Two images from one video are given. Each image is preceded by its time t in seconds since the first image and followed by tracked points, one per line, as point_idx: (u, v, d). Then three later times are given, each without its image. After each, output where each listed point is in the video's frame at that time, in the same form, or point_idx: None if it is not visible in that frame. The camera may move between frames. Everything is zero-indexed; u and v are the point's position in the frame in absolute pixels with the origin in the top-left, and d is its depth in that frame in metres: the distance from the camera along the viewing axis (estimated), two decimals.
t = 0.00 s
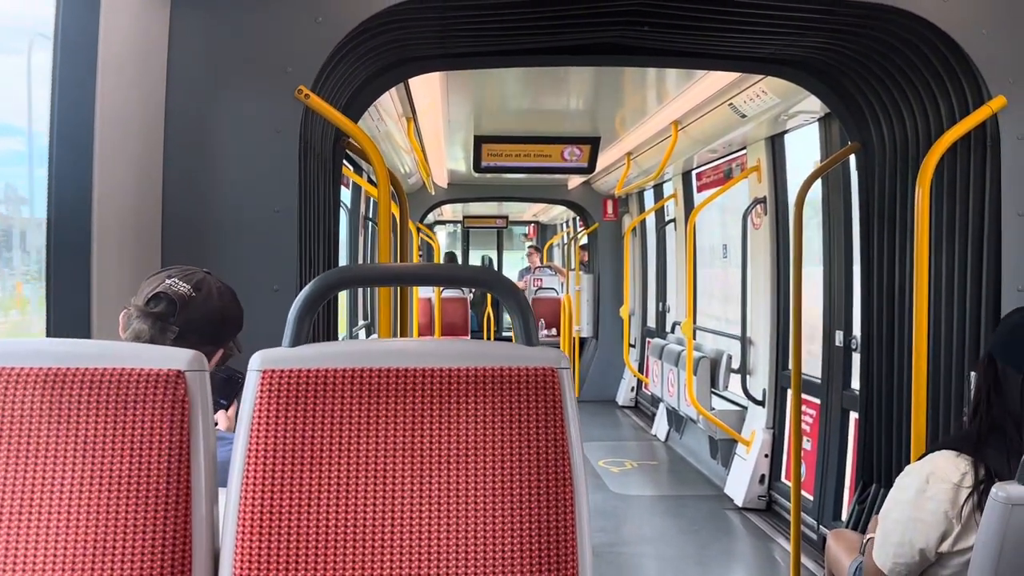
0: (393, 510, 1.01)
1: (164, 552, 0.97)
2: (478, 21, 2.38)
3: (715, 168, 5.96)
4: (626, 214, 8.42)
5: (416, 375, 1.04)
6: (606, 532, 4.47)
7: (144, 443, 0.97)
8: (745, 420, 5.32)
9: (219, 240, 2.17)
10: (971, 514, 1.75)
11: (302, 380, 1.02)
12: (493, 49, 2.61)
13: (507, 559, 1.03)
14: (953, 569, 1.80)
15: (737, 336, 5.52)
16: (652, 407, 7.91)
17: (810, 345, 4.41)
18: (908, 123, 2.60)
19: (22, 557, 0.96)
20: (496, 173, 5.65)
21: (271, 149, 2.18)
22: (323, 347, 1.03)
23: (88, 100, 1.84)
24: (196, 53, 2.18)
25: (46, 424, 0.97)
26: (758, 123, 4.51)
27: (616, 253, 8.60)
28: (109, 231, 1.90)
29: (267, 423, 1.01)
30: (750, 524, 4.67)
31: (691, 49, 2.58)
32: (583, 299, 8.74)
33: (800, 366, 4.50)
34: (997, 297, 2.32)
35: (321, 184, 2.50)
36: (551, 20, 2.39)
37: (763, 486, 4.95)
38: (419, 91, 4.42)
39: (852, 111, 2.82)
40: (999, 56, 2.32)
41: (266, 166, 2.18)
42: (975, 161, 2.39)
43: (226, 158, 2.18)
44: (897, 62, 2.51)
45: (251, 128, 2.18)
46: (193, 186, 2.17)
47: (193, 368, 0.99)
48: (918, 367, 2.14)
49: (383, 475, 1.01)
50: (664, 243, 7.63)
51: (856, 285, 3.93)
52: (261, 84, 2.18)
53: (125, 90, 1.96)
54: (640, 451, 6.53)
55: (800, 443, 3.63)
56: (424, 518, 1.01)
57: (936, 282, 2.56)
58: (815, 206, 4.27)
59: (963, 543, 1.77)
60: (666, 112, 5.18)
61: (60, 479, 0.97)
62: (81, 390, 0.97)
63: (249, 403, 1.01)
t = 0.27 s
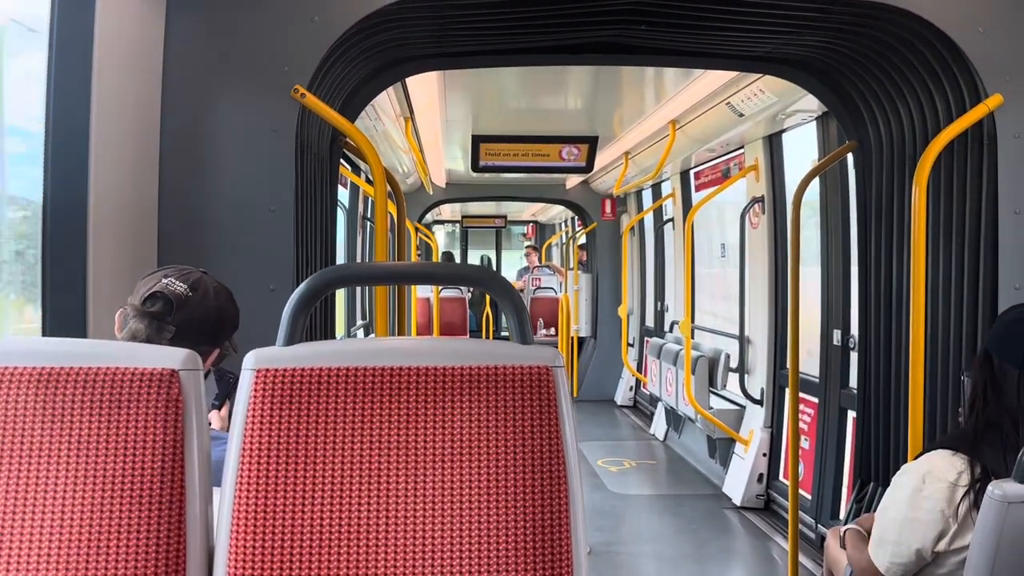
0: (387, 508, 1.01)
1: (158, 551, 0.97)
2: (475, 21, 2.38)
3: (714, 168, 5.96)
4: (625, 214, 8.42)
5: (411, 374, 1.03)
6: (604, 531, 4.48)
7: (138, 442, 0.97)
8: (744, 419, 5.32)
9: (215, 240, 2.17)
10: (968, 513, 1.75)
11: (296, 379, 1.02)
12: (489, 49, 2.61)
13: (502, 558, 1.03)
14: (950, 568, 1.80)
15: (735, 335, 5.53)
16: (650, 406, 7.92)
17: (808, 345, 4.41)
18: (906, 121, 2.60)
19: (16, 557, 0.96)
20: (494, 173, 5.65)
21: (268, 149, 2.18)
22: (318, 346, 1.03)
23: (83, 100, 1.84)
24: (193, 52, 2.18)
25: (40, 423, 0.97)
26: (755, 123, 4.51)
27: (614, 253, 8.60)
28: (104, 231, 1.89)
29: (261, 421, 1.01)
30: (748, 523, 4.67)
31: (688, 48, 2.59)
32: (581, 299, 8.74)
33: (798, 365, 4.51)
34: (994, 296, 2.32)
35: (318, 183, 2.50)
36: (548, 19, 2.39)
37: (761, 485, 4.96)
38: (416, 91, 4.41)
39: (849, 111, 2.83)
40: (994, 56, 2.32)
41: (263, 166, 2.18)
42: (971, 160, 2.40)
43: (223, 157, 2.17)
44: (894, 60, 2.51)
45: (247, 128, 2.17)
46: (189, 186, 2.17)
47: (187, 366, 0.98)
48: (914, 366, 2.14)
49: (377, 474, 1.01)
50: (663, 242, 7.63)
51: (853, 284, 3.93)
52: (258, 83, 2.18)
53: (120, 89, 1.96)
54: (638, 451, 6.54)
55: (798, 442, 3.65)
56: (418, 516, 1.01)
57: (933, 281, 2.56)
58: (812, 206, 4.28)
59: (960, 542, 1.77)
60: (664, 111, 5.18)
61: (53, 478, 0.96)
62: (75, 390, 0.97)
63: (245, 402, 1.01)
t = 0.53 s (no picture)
0: (389, 507, 1.01)
1: (161, 550, 0.97)
2: (474, 20, 2.38)
3: (713, 167, 5.96)
4: (624, 213, 8.41)
5: (413, 373, 1.03)
6: (605, 530, 4.48)
7: (141, 441, 0.97)
8: (744, 418, 5.32)
9: (216, 240, 2.17)
10: (967, 512, 1.75)
11: (299, 379, 1.02)
12: (488, 48, 2.61)
13: (504, 558, 1.03)
14: (950, 566, 1.80)
15: (735, 334, 5.53)
16: (651, 405, 7.92)
17: (808, 343, 4.41)
18: (905, 119, 2.60)
19: (18, 556, 0.96)
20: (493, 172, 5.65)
21: (268, 148, 2.18)
22: (320, 345, 1.03)
23: (83, 101, 1.84)
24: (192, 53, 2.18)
25: (42, 422, 0.97)
26: (754, 121, 4.51)
27: (614, 252, 8.60)
28: (105, 231, 1.89)
29: (263, 421, 1.01)
30: (749, 522, 4.67)
31: (688, 47, 2.59)
32: (581, 298, 8.74)
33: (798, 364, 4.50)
34: (994, 294, 2.32)
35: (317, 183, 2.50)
36: (548, 18, 2.38)
37: (762, 483, 4.96)
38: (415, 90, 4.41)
39: (848, 109, 2.83)
40: (994, 53, 2.32)
41: (263, 166, 2.18)
42: (971, 158, 2.40)
43: (223, 157, 2.17)
44: (894, 58, 2.51)
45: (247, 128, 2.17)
46: (190, 186, 2.17)
47: (189, 366, 0.98)
48: (915, 364, 2.15)
49: (380, 473, 1.01)
50: (662, 241, 7.63)
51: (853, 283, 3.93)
52: (258, 83, 2.18)
53: (120, 90, 1.96)
54: (638, 449, 6.54)
55: (798, 440, 3.65)
56: (421, 516, 1.01)
57: (933, 279, 2.56)
58: (812, 204, 4.27)
59: (961, 540, 1.77)
60: (663, 110, 5.18)
61: (56, 478, 0.96)
62: (77, 389, 0.97)
63: (247, 401, 1.01)
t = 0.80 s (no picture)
0: (392, 507, 1.01)
1: (164, 550, 0.97)
2: (475, 19, 2.38)
3: (713, 166, 5.96)
4: (625, 212, 8.42)
5: (415, 373, 1.04)
6: (606, 530, 4.48)
7: (143, 441, 0.97)
8: (744, 417, 5.32)
9: (218, 240, 2.17)
10: (968, 510, 1.75)
11: (302, 379, 1.02)
12: (489, 48, 2.60)
13: (506, 558, 1.03)
14: (952, 565, 1.80)
15: (735, 333, 5.53)
16: (651, 404, 7.92)
17: (808, 342, 4.41)
18: (906, 117, 2.60)
19: (22, 556, 0.96)
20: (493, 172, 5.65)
21: (269, 148, 2.18)
22: (323, 345, 1.04)
23: (85, 101, 1.84)
24: (193, 53, 2.18)
25: (44, 422, 0.97)
26: (755, 120, 4.51)
27: (614, 251, 8.60)
28: (107, 231, 1.90)
29: (267, 420, 1.01)
30: (750, 521, 4.67)
31: (688, 46, 2.59)
32: (581, 298, 8.75)
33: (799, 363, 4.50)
34: (995, 293, 2.32)
35: (318, 183, 2.50)
36: (549, 18, 2.39)
37: (762, 482, 4.96)
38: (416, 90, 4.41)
39: (849, 108, 2.83)
40: (994, 52, 2.33)
41: (265, 165, 2.18)
42: (972, 156, 2.40)
43: (224, 158, 2.17)
44: (894, 57, 2.51)
45: (248, 128, 2.17)
46: (191, 186, 2.17)
47: (192, 365, 0.99)
48: (916, 362, 2.14)
49: (383, 473, 1.01)
50: (663, 241, 7.63)
51: (853, 282, 3.93)
52: (259, 83, 2.18)
53: (122, 90, 1.96)
54: (639, 449, 6.54)
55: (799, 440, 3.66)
56: (423, 516, 1.02)
57: (933, 280, 2.56)
58: (812, 204, 4.28)
59: (962, 539, 1.77)
60: (663, 110, 5.18)
61: (59, 479, 0.97)
62: (80, 389, 0.97)
63: (249, 401, 1.01)
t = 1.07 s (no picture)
0: (393, 506, 1.01)
1: (166, 549, 0.97)
2: (475, 18, 2.38)
3: (713, 166, 5.97)
4: (625, 212, 8.42)
5: (418, 372, 1.04)
6: (606, 529, 4.48)
7: (146, 440, 0.97)
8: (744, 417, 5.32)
9: (218, 239, 2.17)
10: (969, 511, 1.75)
11: (303, 378, 1.02)
12: (490, 47, 2.60)
13: (508, 557, 1.03)
14: (953, 566, 1.80)
15: (735, 333, 5.53)
16: (651, 404, 7.92)
17: (809, 342, 4.41)
18: (907, 116, 2.59)
19: (23, 557, 0.96)
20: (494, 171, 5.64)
21: (270, 148, 2.18)
22: (325, 345, 1.04)
23: (86, 100, 1.84)
24: (193, 53, 2.18)
25: (46, 421, 0.97)
26: (755, 120, 4.50)
27: (614, 251, 8.60)
28: (108, 230, 1.90)
29: (268, 420, 1.01)
30: (750, 520, 4.67)
31: (688, 45, 2.59)
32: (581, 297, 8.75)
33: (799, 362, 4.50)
34: (995, 293, 2.32)
35: (319, 183, 2.50)
36: (549, 17, 2.39)
37: (763, 482, 4.96)
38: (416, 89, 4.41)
39: (850, 108, 2.83)
40: (995, 52, 2.33)
41: (266, 164, 2.18)
42: (972, 156, 2.40)
43: (225, 157, 2.17)
44: (895, 57, 2.51)
45: (249, 127, 2.17)
46: (192, 185, 2.17)
47: (194, 364, 0.99)
48: (917, 363, 2.14)
49: (384, 473, 1.02)
50: (663, 240, 7.64)
51: (853, 282, 3.93)
52: (260, 82, 2.18)
53: (122, 89, 1.96)
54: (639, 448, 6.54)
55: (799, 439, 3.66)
56: (425, 515, 1.02)
57: (934, 280, 2.56)
58: (812, 203, 4.28)
59: (964, 539, 1.76)
60: (663, 109, 5.18)
61: (61, 478, 0.97)
62: (82, 388, 0.97)
63: (251, 400, 1.01)
